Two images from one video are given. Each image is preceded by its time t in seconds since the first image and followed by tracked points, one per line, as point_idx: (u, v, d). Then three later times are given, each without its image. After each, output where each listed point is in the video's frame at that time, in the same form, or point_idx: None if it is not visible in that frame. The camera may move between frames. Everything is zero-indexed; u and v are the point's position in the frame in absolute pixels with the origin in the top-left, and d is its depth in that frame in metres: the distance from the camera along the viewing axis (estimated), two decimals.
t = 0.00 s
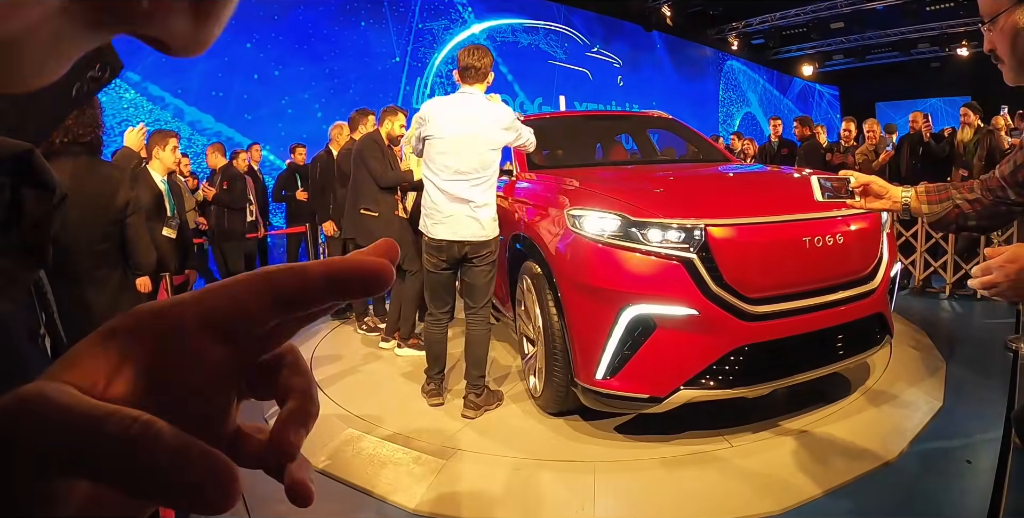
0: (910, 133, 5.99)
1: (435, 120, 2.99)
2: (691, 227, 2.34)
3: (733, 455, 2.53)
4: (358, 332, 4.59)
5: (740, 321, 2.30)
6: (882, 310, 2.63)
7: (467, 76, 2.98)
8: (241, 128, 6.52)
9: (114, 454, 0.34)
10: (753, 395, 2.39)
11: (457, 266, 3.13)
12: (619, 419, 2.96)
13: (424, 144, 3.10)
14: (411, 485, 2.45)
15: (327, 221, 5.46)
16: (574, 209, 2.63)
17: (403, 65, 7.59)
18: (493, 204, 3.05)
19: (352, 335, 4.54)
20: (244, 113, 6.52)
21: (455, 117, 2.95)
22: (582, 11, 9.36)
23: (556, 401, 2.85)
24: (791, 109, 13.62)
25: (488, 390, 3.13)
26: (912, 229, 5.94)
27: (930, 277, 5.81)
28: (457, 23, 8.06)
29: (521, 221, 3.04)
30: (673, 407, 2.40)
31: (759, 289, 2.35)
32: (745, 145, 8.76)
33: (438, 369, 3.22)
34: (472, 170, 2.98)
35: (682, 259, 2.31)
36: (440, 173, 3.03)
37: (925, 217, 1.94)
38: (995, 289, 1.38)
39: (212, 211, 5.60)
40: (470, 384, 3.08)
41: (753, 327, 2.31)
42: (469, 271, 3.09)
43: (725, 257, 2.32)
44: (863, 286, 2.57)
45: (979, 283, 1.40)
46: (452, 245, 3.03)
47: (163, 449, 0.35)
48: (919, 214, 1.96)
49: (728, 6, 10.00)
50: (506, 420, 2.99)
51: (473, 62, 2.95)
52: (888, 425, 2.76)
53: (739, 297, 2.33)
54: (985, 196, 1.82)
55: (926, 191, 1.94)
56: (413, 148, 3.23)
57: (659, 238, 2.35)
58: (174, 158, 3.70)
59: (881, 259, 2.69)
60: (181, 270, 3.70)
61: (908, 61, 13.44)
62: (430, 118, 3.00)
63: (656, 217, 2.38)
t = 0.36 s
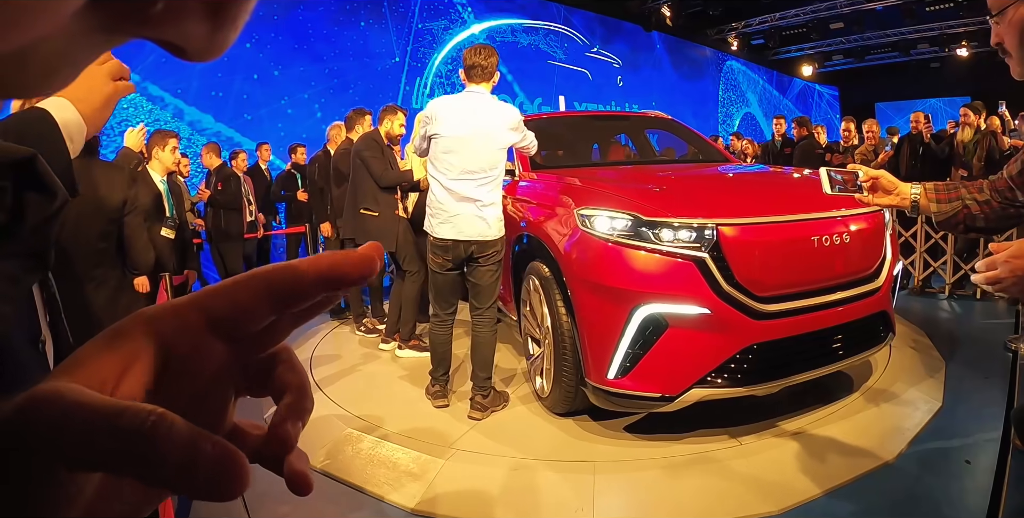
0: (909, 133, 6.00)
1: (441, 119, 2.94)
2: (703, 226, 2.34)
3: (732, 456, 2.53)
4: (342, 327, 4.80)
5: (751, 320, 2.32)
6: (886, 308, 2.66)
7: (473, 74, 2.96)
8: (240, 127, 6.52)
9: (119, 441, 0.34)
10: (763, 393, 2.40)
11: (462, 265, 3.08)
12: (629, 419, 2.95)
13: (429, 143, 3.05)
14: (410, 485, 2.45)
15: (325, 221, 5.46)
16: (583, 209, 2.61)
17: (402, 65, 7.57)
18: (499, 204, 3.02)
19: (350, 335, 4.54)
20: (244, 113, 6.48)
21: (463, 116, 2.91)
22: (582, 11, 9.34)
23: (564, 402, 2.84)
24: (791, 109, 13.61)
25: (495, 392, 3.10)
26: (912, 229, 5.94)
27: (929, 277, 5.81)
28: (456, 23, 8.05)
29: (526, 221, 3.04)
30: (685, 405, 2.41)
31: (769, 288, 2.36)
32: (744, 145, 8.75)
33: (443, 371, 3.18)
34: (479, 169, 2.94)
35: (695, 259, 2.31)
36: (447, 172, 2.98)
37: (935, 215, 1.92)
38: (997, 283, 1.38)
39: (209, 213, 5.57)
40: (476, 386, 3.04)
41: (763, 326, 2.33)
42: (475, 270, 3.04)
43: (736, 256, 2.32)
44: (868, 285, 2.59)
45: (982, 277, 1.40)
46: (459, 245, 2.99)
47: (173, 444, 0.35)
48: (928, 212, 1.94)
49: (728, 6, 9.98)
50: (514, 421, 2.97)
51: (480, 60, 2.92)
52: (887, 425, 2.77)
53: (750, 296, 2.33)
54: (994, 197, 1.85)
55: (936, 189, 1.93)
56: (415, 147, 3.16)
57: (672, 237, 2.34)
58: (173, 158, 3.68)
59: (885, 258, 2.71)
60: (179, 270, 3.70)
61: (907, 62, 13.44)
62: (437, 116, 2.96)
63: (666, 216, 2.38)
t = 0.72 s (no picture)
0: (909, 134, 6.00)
1: (446, 118, 2.90)
2: (716, 226, 2.35)
3: (732, 455, 2.52)
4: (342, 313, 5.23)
5: (763, 318, 2.33)
6: (890, 305, 2.68)
7: (477, 73, 2.94)
8: (240, 127, 6.52)
9: (116, 424, 0.35)
10: (772, 391, 2.42)
11: (470, 266, 3.04)
12: (638, 418, 2.94)
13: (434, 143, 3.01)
14: (409, 485, 2.45)
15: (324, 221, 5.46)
16: (593, 209, 2.60)
17: (402, 66, 7.57)
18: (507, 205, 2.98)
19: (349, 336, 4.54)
20: (243, 113, 6.51)
21: (469, 115, 2.87)
22: (582, 12, 9.34)
23: (573, 402, 2.82)
24: (790, 109, 13.61)
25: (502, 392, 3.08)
26: (912, 230, 5.94)
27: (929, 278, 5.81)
28: (456, 24, 8.03)
29: (529, 221, 3.05)
30: (698, 404, 2.42)
31: (780, 286, 2.37)
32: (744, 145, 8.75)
33: (449, 372, 3.16)
34: (487, 168, 2.90)
35: (708, 258, 2.31)
36: (454, 172, 2.93)
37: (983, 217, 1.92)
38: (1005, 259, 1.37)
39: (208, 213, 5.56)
40: (483, 387, 3.02)
41: (774, 324, 2.34)
42: (483, 271, 3.00)
43: (748, 255, 2.34)
44: (874, 283, 2.61)
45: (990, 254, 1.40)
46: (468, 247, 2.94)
47: (170, 421, 0.36)
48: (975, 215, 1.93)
49: (728, 7, 9.98)
50: (524, 421, 2.95)
51: (484, 58, 2.90)
52: (886, 424, 2.77)
53: (762, 295, 2.35)
54: None
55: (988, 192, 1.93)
56: (418, 148, 3.11)
57: (683, 236, 2.35)
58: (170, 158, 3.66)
59: (889, 256, 2.73)
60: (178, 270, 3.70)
61: (907, 62, 13.45)
62: (443, 116, 2.91)
63: (677, 216, 2.38)
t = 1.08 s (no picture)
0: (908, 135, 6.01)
1: (458, 117, 2.88)
2: (728, 225, 2.35)
3: (733, 455, 2.53)
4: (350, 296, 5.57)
5: (775, 317, 2.35)
6: (895, 304, 2.69)
7: (488, 71, 2.91)
8: (239, 128, 6.54)
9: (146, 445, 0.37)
10: (781, 389, 2.43)
11: (479, 267, 3.00)
12: (648, 418, 2.94)
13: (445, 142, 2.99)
14: (409, 485, 2.45)
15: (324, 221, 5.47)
16: (603, 209, 2.59)
17: (402, 66, 7.57)
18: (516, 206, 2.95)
19: (350, 336, 4.54)
20: (243, 113, 6.54)
21: (481, 114, 2.85)
22: (582, 12, 9.34)
23: (583, 403, 2.81)
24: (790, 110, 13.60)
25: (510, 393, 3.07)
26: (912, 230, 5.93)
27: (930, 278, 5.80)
28: (455, 24, 8.02)
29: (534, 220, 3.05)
30: (711, 402, 2.43)
31: (791, 285, 2.39)
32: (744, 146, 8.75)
33: (456, 373, 3.14)
34: (498, 168, 2.87)
35: (722, 258, 2.32)
36: (464, 171, 2.91)
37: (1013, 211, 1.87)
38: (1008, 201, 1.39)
39: (207, 214, 5.56)
40: (492, 388, 3.00)
41: (785, 323, 2.36)
42: (492, 272, 2.97)
43: (760, 254, 2.35)
44: (880, 282, 2.63)
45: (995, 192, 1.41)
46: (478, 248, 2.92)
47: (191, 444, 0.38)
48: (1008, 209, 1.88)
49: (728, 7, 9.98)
50: (534, 423, 2.93)
51: (497, 56, 2.88)
52: (886, 424, 2.77)
53: (773, 294, 2.36)
54: None
55: None
56: (427, 146, 3.05)
57: (696, 236, 2.35)
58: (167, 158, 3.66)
59: (893, 255, 2.74)
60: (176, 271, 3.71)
61: (907, 63, 13.43)
62: (454, 114, 2.89)
63: (689, 216, 2.38)
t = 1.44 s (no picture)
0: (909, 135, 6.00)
1: (466, 116, 2.88)
2: (739, 225, 2.36)
3: (733, 455, 2.53)
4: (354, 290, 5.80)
5: (786, 315, 2.36)
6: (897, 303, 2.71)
7: (496, 70, 2.91)
8: (239, 127, 6.55)
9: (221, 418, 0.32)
10: (789, 387, 2.44)
11: (486, 268, 2.99)
12: (657, 418, 2.94)
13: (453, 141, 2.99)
14: (409, 485, 2.46)
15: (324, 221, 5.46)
16: (613, 209, 2.58)
17: (402, 66, 7.56)
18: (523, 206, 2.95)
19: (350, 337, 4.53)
20: (243, 113, 6.55)
21: (489, 113, 2.85)
22: (582, 12, 9.30)
23: (592, 403, 2.80)
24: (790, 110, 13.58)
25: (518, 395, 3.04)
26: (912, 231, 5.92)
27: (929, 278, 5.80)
28: (455, 24, 8.00)
29: (538, 220, 3.05)
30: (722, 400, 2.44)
31: (801, 284, 2.40)
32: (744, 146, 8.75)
33: (462, 375, 3.12)
34: (505, 168, 2.87)
35: (733, 257, 2.32)
36: (471, 170, 2.91)
37: None
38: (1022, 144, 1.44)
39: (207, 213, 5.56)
40: (498, 390, 2.98)
41: (795, 321, 2.37)
42: (500, 273, 2.96)
43: (771, 253, 2.36)
44: (884, 281, 2.64)
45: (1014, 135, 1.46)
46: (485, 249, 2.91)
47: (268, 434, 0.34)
48: None
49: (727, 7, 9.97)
50: (541, 423, 2.93)
51: (507, 54, 2.87)
52: (886, 425, 2.77)
53: (784, 293, 2.37)
54: None
55: None
56: (436, 144, 3.10)
57: (707, 235, 2.35)
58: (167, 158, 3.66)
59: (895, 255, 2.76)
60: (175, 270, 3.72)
61: (907, 63, 13.43)
62: (462, 113, 2.90)
63: (700, 216, 2.39)
